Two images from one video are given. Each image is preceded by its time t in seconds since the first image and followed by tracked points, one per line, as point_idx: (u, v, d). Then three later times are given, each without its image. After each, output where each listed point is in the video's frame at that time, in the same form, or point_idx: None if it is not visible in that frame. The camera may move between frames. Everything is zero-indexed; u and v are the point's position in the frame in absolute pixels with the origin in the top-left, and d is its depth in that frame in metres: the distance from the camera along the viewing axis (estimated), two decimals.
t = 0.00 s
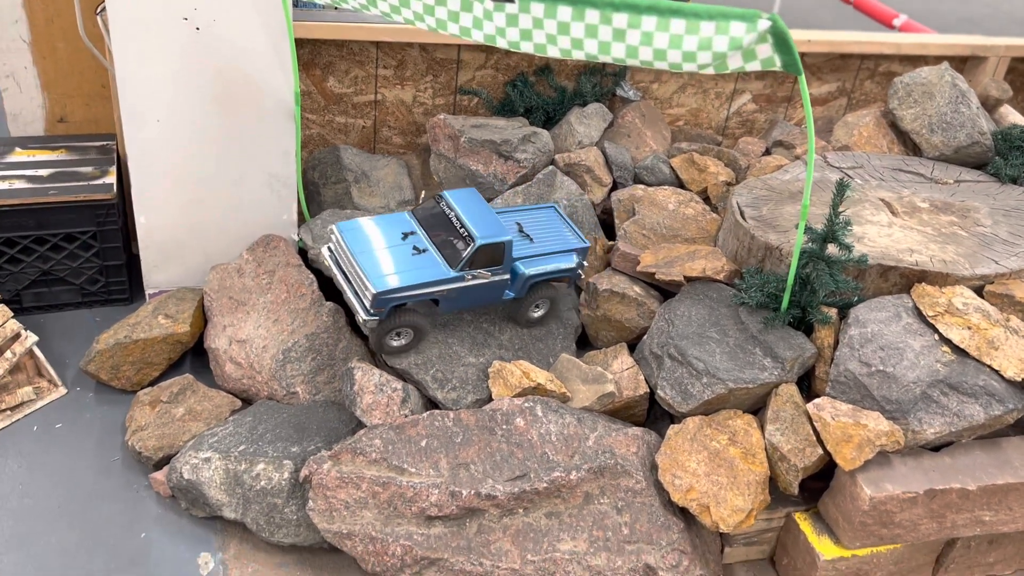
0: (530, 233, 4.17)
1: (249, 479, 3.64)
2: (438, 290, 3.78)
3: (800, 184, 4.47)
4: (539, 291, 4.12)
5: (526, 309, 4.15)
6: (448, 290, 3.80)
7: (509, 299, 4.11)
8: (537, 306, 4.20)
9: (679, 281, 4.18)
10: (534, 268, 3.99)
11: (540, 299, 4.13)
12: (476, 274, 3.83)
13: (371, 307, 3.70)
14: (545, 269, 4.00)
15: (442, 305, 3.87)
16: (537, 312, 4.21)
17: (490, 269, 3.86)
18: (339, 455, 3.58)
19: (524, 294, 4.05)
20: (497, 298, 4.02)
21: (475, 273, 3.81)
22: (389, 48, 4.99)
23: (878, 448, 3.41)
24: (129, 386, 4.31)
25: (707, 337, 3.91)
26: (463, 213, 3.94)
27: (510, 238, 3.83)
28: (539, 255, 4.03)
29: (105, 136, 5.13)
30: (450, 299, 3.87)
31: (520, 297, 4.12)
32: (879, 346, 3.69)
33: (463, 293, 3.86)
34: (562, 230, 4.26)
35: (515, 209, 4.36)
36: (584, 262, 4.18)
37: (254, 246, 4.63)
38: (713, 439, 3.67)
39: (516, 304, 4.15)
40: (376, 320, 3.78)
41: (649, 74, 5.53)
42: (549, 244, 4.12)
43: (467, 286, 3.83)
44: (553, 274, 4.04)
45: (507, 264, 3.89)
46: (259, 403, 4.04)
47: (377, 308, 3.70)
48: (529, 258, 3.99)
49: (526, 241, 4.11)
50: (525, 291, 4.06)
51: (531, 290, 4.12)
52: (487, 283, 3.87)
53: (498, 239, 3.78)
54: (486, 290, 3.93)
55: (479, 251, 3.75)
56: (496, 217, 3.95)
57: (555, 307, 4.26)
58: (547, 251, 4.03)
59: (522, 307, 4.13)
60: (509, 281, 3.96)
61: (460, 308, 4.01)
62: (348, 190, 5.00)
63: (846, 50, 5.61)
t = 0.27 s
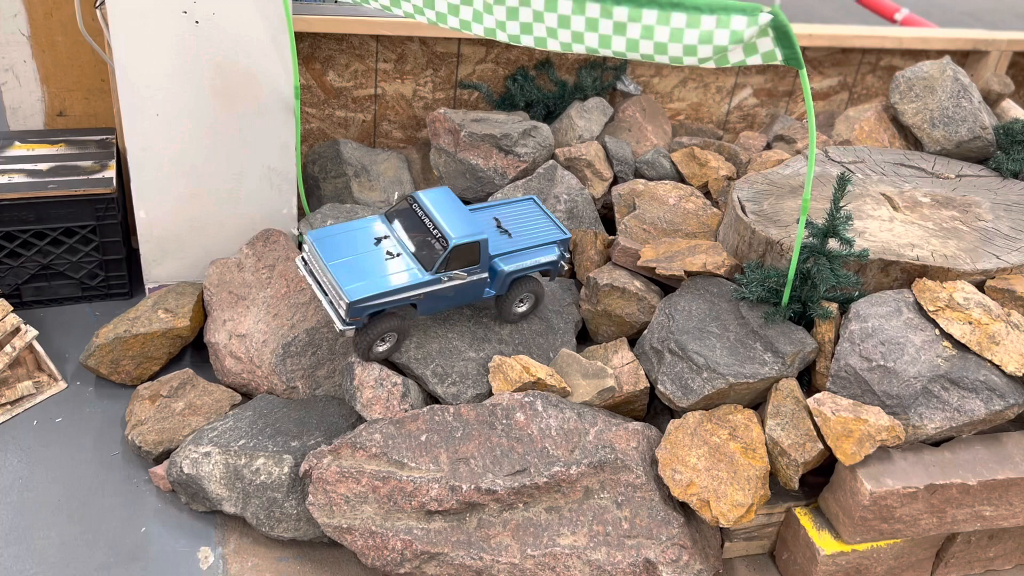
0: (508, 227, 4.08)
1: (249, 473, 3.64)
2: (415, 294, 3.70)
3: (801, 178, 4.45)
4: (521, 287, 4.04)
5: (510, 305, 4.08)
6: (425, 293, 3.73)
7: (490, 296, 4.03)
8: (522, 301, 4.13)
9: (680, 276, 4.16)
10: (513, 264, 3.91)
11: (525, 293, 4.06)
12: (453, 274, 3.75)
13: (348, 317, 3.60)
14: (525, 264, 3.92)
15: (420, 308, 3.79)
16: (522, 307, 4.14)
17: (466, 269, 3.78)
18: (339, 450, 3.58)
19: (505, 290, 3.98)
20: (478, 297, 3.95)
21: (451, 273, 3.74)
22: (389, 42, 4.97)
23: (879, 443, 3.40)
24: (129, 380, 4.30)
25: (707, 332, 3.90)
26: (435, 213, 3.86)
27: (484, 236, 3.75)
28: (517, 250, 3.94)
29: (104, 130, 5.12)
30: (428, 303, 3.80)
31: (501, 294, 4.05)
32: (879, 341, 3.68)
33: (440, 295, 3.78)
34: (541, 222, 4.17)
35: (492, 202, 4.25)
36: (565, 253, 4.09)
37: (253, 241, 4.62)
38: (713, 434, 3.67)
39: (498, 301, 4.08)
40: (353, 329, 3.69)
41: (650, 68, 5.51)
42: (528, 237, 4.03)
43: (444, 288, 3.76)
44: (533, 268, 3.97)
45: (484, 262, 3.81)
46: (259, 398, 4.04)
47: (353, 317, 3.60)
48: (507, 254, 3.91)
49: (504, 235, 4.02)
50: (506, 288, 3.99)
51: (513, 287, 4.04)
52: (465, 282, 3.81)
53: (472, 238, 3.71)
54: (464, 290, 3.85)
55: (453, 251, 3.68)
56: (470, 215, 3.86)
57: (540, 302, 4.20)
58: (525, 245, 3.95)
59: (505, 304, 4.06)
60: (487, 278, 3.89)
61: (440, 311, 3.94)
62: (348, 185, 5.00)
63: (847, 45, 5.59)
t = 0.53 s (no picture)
0: (504, 224, 4.10)
1: (248, 470, 3.65)
2: (410, 289, 3.69)
3: (800, 174, 4.45)
4: (516, 283, 4.05)
5: (507, 301, 4.09)
6: (420, 289, 3.72)
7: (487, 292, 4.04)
8: (518, 298, 4.14)
9: (679, 272, 4.16)
10: (509, 259, 3.93)
11: (522, 289, 4.07)
12: (448, 270, 3.75)
13: (343, 313, 3.58)
14: (521, 259, 3.94)
15: (416, 304, 3.79)
16: (519, 303, 4.15)
17: (461, 264, 3.78)
18: (339, 446, 3.58)
19: (501, 285, 4.00)
20: (474, 293, 3.96)
21: (446, 269, 3.74)
22: (389, 38, 4.96)
23: (878, 439, 3.40)
24: (129, 376, 4.31)
25: (707, 328, 3.90)
26: (430, 208, 3.86)
27: (479, 231, 3.75)
28: (513, 246, 3.96)
29: (104, 126, 5.11)
30: (424, 299, 3.79)
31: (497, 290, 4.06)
32: (879, 337, 3.68)
33: (435, 291, 3.78)
34: (537, 217, 4.19)
35: (488, 199, 4.27)
36: (561, 248, 4.10)
37: (253, 237, 4.61)
38: (713, 430, 3.67)
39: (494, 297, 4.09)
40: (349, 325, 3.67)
41: (650, 63, 5.49)
42: (523, 233, 4.04)
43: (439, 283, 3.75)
44: (529, 263, 3.98)
45: (480, 258, 3.82)
46: (259, 394, 4.05)
47: (348, 313, 3.59)
48: (503, 249, 3.93)
49: (500, 231, 4.03)
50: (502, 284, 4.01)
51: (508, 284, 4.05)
52: (460, 278, 3.80)
53: (467, 233, 3.71)
54: (460, 286, 3.85)
55: (448, 246, 3.68)
56: (464, 211, 3.87)
57: (536, 298, 4.21)
58: (521, 240, 3.97)
59: (502, 300, 4.07)
60: (484, 274, 3.90)
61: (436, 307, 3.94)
62: (347, 181, 5.00)
63: (847, 40, 5.58)
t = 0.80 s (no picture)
0: (499, 221, 4.08)
1: (248, 467, 3.65)
2: (405, 287, 3.68)
3: (800, 172, 4.44)
4: (512, 281, 4.05)
5: (504, 299, 4.09)
6: (414, 287, 3.71)
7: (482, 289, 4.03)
8: (515, 295, 4.15)
9: (679, 269, 4.16)
10: (504, 256, 3.90)
11: (518, 287, 4.07)
12: (441, 267, 3.74)
13: (337, 311, 3.58)
14: (516, 256, 3.91)
15: (411, 302, 3.78)
16: (515, 302, 4.16)
17: (455, 261, 3.77)
18: (338, 443, 3.59)
19: (497, 283, 3.98)
20: (469, 290, 3.94)
21: (439, 266, 3.73)
22: (388, 35, 4.96)
23: (877, 437, 3.40)
24: (130, 374, 4.32)
25: (706, 325, 3.90)
26: (424, 206, 3.85)
27: (472, 228, 3.74)
28: (508, 243, 3.94)
29: (103, 124, 5.11)
30: (418, 296, 3.79)
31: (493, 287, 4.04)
32: (879, 334, 3.68)
33: (430, 289, 3.77)
34: (533, 214, 4.17)
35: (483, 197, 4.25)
36: (557, 245, 4.08)
37: (253, 235, 4.62)
38: (712, 428, 3.68)
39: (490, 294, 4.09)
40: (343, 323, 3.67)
41: (649, 60, 5.49)
42: (519, 230, 4.02)
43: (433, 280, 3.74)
44: (525, 260, 3.96)
45: (474, 256, 3.80)
46: (259, 392, 4.06)
47: (342, 311, 3.58)
48: (498, 246, 3.91)
49: (495, 229, 4.01)
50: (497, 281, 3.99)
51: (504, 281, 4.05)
52: (455, 275, 3.79)
53: (460, 230, 3.70)
54: (454, 284, 3.84)
55: (441, 244, 3.67)
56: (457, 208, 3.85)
57: (532, 296, 4.22)
58: (516, 237, 3.94)
59: (499, 298, 4.07)
60: (478, 271, 3.88)
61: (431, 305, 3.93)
62: (347, 178, 5.00)
63: (847, 37, 5.57)
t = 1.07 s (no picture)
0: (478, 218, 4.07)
1: (249, 466, 3.66)
2: (377, 284, 3.69)
3: (800, 170, 4.44)
4: (496, 280, 4.03)
5: (488, 301, 4.06)
6: (386, 284, 3.72)
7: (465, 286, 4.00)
8: (499, 297, 4.11)
9: (679, 268, 4.16)
10: (480, 249, 3.89)
11: (501, 288, 4.04)
12: (412, 262, 3.75)
13: (308, 311, 3.58)
14: (494, 250, 3.89)
15: (385, 300, 3.78)
16: (500, 303, 4.12)
17: (427, 257, 3.78)
18: (339, 442, 3.59)
19: (477, 279, 3.95)
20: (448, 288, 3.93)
21: (410, 261, 3.74)
22: (389, 34, 4.96)
23: (878, 435, 3.41)
24: (130, 373, 4.32)
25: (707, 324, 3.90)
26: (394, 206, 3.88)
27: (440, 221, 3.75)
28: (486, 237, 3.92)
29: (104, 123, 5.12)
30: (392, 295, 3.78)
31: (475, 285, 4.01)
32: (879, 332, 3.68)
33: (402, 286, 3.77)
34: (514, 210, 4.14)
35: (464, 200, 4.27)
36: (538, 238, 4.05)
37: (254, 234, 4.62)
38: (712, 426, 3.68)
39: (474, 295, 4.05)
40: (317, 322, 3.67)
41: (650, 59, 5.48)
42: (496, 224, 4.01)
43: (405, 276, 3.75)
44: (503, 252, 3.93)
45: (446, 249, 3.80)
46: (260, 391, 4.06)
47: (313, 311, 3.58)
48: (475, 240, 3.89)
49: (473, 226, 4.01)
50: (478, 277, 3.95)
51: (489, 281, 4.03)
52: (428, 270, 3.80)
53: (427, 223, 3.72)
54: (427, 280, 3.84)
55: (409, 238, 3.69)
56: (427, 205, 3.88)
57: (518, 298, 4.18)
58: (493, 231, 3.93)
59: (483, 299, 4.04)
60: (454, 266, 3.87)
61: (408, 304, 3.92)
62: (347, 177, 5.01)
63: (848, 36, 5.57)
